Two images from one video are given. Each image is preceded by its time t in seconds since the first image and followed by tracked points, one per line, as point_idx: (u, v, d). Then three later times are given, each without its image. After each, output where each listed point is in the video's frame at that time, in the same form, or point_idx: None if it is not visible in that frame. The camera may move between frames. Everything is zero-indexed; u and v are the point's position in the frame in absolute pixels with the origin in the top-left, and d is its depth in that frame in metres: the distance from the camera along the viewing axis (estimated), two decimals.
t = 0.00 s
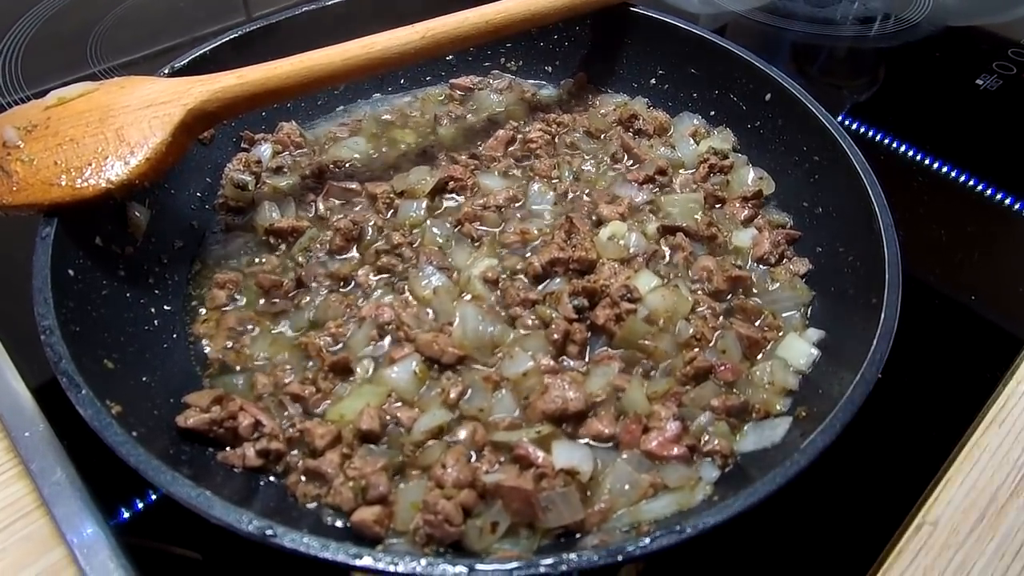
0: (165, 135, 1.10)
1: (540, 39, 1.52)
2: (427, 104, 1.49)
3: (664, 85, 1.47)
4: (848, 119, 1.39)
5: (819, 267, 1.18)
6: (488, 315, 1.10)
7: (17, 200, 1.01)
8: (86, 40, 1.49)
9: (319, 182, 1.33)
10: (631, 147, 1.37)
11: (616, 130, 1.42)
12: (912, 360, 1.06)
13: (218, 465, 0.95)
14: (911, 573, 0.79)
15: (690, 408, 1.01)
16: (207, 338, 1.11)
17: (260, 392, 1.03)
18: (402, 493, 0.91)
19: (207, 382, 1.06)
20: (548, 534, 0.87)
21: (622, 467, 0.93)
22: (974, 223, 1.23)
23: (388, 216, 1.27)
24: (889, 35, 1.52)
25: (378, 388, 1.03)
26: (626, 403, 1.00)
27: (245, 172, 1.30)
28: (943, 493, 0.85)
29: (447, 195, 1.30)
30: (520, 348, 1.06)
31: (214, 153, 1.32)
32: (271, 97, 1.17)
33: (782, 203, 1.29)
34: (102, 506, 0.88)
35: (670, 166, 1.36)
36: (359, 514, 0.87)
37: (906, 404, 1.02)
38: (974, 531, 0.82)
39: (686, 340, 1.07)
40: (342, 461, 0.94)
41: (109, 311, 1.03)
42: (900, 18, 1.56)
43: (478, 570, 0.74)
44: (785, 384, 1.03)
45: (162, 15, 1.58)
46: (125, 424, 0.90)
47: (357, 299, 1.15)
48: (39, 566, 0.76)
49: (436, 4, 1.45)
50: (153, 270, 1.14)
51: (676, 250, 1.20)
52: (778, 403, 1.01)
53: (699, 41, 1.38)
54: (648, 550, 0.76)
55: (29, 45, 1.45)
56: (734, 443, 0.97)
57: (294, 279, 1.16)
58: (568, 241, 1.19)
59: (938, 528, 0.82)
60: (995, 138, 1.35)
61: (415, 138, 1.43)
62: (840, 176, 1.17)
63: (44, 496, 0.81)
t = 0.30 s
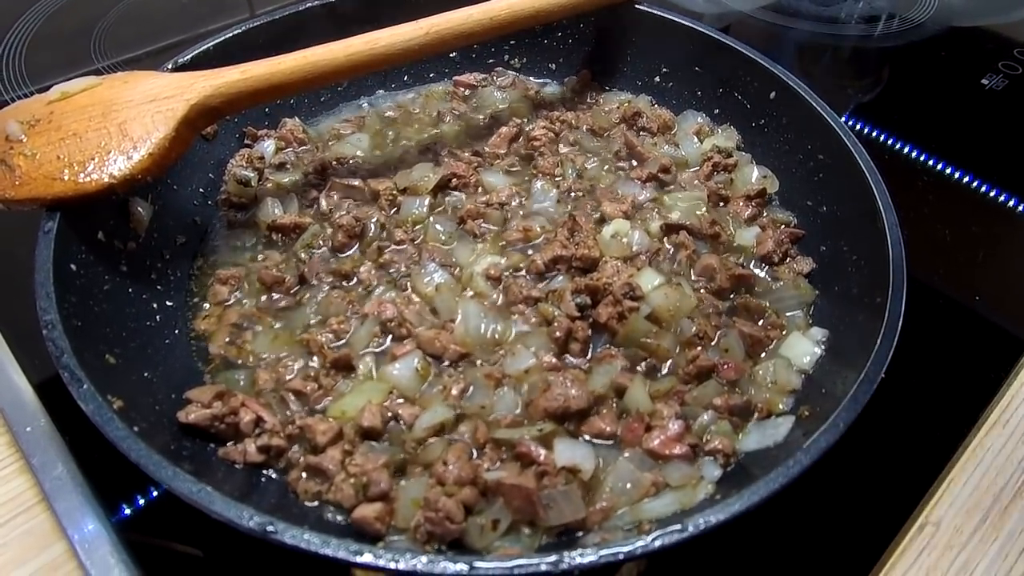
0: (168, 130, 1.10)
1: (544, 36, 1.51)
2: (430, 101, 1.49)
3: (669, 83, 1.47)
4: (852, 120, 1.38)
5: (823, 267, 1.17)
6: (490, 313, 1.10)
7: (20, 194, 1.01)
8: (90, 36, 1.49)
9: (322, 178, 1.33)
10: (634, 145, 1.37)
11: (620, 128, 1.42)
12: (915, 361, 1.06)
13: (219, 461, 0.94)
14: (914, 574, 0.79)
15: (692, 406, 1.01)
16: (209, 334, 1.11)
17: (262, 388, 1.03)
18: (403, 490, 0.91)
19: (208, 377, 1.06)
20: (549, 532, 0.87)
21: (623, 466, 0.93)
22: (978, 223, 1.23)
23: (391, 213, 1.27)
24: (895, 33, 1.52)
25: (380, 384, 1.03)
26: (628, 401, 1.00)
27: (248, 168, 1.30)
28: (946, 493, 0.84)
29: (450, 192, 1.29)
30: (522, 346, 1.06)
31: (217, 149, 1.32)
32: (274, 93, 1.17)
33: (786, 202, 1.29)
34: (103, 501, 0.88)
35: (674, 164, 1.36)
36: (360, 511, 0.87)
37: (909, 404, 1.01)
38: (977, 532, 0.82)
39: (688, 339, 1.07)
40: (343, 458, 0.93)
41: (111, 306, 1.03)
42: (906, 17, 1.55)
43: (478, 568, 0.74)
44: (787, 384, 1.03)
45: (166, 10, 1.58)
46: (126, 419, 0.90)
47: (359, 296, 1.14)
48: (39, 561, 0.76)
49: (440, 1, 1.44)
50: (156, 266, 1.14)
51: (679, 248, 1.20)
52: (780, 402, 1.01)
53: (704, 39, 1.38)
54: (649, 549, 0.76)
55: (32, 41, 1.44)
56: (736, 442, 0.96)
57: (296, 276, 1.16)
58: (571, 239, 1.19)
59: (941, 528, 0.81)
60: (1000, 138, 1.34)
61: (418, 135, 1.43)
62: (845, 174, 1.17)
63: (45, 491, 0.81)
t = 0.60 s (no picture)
0: (167, 131, 1.10)
1: (543, 37, 1.51)
2: (430, 102, 1.49)
3: (668, 85, 1.47)
4: (854, 121, 1.38)
5: (820, 269, 1.18)
6: (489, 314, 1.10)
7: (19, 194, 1.01)
8: (90, 35, 1.49)
9: (322, 179, 1.33)
10: (633, 147, 1.37)
11: (619, 129, 1.42)
12: (913, 362, 1.06)
13: (217, 460, 0.95)
14: None
15: (689, 408, 1.01)
16: (207, 333, 1.11)
17: (260, 387, 1.03)
18: (400, 490, 0.91)
19: (207, 377, 1.06)
20: (545, 533, 0.87)
21: (620, 467, 0.93)
22: (978, 225, 1.23)
23: (390, 213, 1.27)
24: (896, 36, 1.52)
25: (377, 384, 1.03)
26: (626, 403, 1.00)
27: (248, 168, 1.30)
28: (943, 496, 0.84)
29: (449, 193, 1.30)
30: (520, 347, 1.06)
31: (217, 149, 1.33)
32: (273, 93, 1.17)
33: (784, 204, 1.29)
34: (103, 500, 0.88)
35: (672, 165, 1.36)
36: (357, 511, 0.87)
37: (907, 406, 1.01)
38: (973, 534, 0.82)
39: (686, 341, 1.08)
40: (341, 457, 0.94)
41: (110, 306, 1.04)
42: (907, 19, 1.55)
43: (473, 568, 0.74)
44: (785, 386, 1.03)
45: (167, 10, 1.59)
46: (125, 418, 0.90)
47: (357, 296, 1.15)
48: (37, 560, 0.76)
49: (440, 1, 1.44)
50: (155, 265, 1.14)
51: (677, 249, 1.20)
52: (777, 404, 1.01)
53: (704, 41, 1.38)
54: (644, 550, 0.76)
55: (33, 40, 1.45)
56: (733, 444, 0.97)
57: (294, 276, 1.16)
58: (569, 240, 1.19)
59: (937, 531, 0.82)
60: (1000, 140, 1.34)
61: (417, 135, 1.43)
62: (842, 176, 1.17)
63: (44, 489, 0.81)
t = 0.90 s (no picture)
0: (168, 130, 1.11)
1: (543, 38, 1.52)
2: (430, 102, 1.50)
3: (667, 86, 1.47)
4: (854, 121, 1.39)
5: (819, 269, 1.18)
6: (488, 314, 1.10)
7: (21, 192, 1.01)
8: (92, 34, 1.50)
9: (322, 179, 1.33)
10: (633, 148, 1.37)
11: (619, 130, 1.42)
12: (911, 362, 1.06)
13: (216, 459, 0.95)
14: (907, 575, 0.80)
15: (687, 408, 1.01)
16: (207, 332, 1.12)
17: (260, 386, 1.04)
18: (398, 489, 0.92)
19: (207, 376, 1.07)
20: (543, 532, 0.88)
21: (618, 466, 0.94)
22: (976, 226, 1.23)
23: (390, 213, 1.27)
24: (895, 37, 1.52)
25: (376, 384, 1.03)
26: (624, 402, 1.01)
27: (249, 168, 1.31)
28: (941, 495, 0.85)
29: (449, 193, 1.30)
30: (519, 346, 1.07)
31: (218, 148, 1.33)
32: (274, 93, 1.18)
33: (783, 204, 1.30)
34: (103, 498, 0.89)
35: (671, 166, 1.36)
36: (356, 509, 0.88)
37: (904, 406, 1.02)
38: (970, 533, 0.82)
39: (685, 341, 1.08)
40: (340, 456, 0.94)
41: (111, 304, 1.04)
42: (907, 20, 1.56)
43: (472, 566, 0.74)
44: (782, 386, 1.03)
45: (169, 9, 1.59)
46: (125, 417, 0.90)
47: (357, 296, 1.15)
48: (38, 557, 0.77)
49: (441, 2, 1.45)
50: (156, 264, 1.15)
51: (676, 250, 1.21)
52: (775, 404, 1.01)
53: (703, 42, 1.38)
54: (641, 548, 0.76)
55: (34, 39, 1.45)
56: (730, 444, 0.97)
57: (294, 276, 1.17)
58: (568, 240, 1.20)
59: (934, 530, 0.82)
60: (999, 141, 1.35)
61: (417, 135, 1.43)
62: (841, 177, 1.18)
63: (45, 487, 0.82)
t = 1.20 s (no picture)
0: (167, 129, 1.11)
1: (542, 38, 1.52)
2: (429, 102, 1.50)
3: (666, 86, 1.47)
4: (854, 121, 1.39)
5: (817, 268, 1.18)
6: (486, 312, 1.10)
7: (20, 191, 1.02)
8: (92, 33, 1.50)
9: (320, 178, 1.33)
10: (631, 147, 1.37)
11: (617, 129, 1.42)
12: (909, 361, 1.06)
13: (214, 457, 0.96)
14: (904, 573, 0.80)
15: (684, 406, 1.01)
16: (206, 331, 1.12)
17: (258, 384, 1.04)
18: (395, 487, 0.92)
19: (204, 375, 1.07)
20: (540, 530, 0.88)
21: (615, 465, 0.94)
22: (975, 226, 1.23)
23: (389, 212, 1.28)
24: (895, 37, 1.52)
25: (374, 382, 1.04)
26: (621, 401, 1.01)
27: (248, 167, 1.31)
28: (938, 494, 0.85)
29: (447, 192, 1.31)
30: (517, 345, 1.07)
31: (217, 148, 1.33)
32: (272, 93, 1.18)
33: (781, 204, 1.30)
34: (103, 498, 0.89)
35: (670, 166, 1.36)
36: (353, 507, 0.88)
37: (902, 405, 1.02)
38: (967, 532, 0.82)
39: (682, 340, 1.08)
40: (337, 454, 0.94)
41: (109, 303, 1.04)
42: (906, 20, 1.56)
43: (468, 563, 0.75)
44: (779, 385, 1.03)
45: (169, 8, 1.60)
46: (123, 415, 0.91)
47: (355, 294, 1.15)
48: (36, 555, 0.77)
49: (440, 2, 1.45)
50: (154, 263, 1.15)
51: (673, 249, 1.21)
52: (772, 403, 1.02)
53: (701, 42, 1.38)
54: (637, 546, 0.76)
55: (34, 38, 1.46)
56: (727, 442, 0.97)
57: (293, 275, 1.17)
58: (566, 239, 1.20)
59: (931, 529, 0.82)
60: (998, 141, 1.35)
61: (416, 135, 1.44)
62: (839, 177, 1.18)
63: (43, 485, 0.82)
